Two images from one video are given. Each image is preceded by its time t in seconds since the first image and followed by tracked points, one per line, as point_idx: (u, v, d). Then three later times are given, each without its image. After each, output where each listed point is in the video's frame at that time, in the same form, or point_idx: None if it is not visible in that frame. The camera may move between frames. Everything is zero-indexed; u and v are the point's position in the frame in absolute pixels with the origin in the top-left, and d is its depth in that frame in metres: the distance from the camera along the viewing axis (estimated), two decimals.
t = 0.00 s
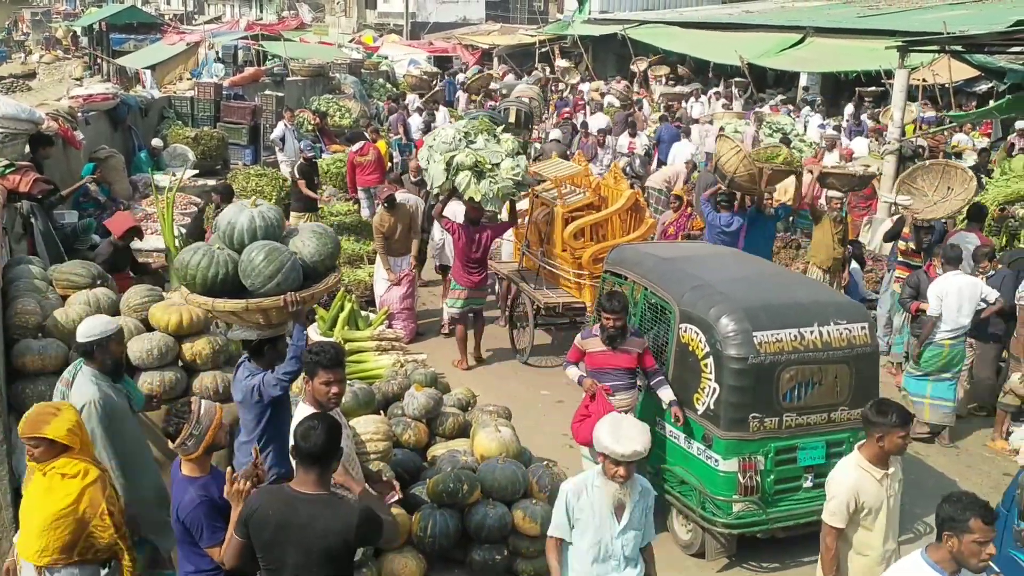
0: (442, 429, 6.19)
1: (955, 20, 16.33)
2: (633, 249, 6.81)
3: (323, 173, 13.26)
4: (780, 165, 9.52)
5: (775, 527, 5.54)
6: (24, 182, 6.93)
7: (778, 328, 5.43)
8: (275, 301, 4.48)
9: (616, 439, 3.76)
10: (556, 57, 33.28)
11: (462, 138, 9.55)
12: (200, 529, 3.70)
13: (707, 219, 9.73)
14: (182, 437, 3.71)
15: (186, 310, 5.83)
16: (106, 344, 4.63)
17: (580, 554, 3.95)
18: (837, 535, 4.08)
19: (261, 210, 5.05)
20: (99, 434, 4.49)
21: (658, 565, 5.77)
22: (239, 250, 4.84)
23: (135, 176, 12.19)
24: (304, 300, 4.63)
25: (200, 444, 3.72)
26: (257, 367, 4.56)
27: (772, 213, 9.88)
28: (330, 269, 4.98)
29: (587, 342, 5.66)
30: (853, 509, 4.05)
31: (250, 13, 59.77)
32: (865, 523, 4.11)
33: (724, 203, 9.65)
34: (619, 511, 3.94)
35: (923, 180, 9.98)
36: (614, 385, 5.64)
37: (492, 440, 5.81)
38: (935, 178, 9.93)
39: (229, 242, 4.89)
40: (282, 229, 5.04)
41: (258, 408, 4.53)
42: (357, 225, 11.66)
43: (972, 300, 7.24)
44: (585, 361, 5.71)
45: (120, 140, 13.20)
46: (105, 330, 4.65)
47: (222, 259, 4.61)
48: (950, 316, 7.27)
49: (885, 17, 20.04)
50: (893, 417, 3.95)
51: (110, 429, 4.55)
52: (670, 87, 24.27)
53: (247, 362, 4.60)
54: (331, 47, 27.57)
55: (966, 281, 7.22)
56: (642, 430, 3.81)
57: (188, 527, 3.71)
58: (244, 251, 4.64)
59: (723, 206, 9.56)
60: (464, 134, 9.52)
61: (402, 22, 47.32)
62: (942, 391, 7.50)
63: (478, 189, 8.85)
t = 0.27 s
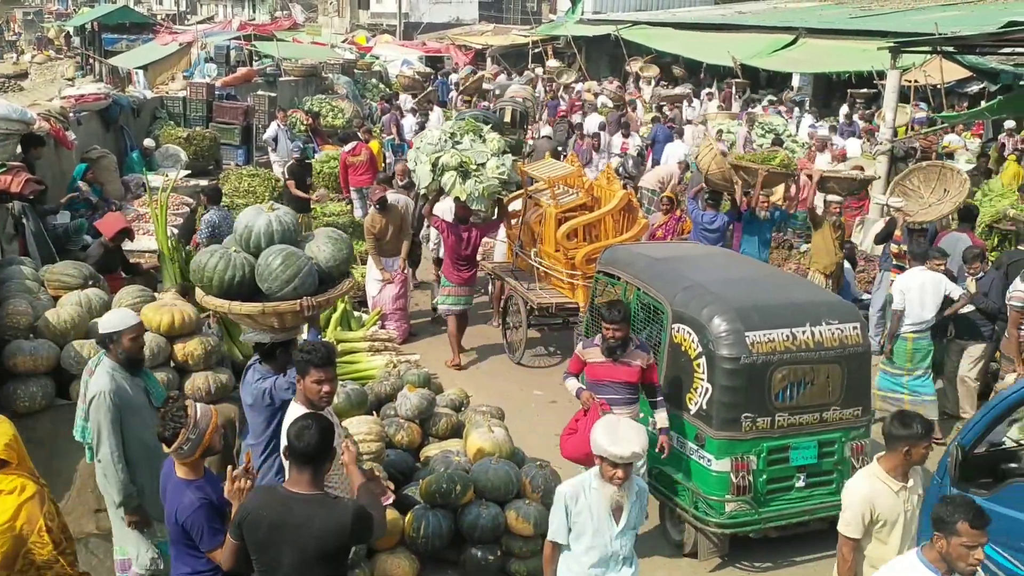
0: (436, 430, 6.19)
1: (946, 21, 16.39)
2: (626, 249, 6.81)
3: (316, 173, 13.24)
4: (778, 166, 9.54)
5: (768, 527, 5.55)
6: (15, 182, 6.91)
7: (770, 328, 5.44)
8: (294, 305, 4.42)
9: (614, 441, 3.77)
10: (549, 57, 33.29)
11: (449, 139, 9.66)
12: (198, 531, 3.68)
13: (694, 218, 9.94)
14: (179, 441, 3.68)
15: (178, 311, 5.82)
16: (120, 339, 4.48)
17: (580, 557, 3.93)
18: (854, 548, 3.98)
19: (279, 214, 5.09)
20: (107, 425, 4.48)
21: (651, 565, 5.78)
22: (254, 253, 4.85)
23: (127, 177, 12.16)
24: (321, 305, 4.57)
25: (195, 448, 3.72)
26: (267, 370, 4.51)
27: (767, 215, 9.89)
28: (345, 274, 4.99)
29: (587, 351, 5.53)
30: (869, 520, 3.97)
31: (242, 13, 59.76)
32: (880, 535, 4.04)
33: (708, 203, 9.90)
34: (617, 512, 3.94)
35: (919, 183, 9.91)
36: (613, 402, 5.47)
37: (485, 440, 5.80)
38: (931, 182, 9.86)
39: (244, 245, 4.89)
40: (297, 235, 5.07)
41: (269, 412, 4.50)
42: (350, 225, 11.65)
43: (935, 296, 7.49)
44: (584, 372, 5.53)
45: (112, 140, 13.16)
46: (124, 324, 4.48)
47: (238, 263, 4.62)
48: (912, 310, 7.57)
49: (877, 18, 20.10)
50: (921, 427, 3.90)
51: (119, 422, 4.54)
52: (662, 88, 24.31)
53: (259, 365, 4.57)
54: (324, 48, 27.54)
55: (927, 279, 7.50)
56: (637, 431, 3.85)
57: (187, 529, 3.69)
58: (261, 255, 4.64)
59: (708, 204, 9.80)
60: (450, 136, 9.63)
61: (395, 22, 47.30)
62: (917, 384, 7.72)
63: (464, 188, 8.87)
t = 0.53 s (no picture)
0: (429, 431, 6.19)
1: (938, 22, 16.42)
2: (619, 250, 6.82)
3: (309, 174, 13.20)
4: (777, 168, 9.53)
5: (760, 527, 5.56)
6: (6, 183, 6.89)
7: (762, 328, 5.44)
8: (316, 316, 5.03)
9: (611, 440, 3.76)
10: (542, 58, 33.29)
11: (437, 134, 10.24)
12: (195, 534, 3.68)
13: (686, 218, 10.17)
14: (177, 446, 3.69)
15: (169, 311, 5.74)
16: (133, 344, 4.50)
17: (575, 556, 3.94)
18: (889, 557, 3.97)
19: (301, 226, 5.66)
20: (123, 429, 4.51)
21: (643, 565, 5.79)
22: (277, 264, 5.43)
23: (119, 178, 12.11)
24: (341, 315, 5.16)
25: (192, 453, 3.72)
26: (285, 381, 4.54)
27: (766, 218, 9.52)
28: (362, 283, 5.59)
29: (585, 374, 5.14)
30: (905, 530, 3.93)
31: (236, 14, 59.67)
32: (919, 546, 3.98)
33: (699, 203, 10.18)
34: (612, 513, 3.94)
35: (916, 187, 10.05)
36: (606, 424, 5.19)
37: (479, 441, 5.80)
38: (927, 185, 9.99)
39: (268, 256, 5.47)
40: (318, 245, 5.64)
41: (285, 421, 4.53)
42: (343, 226, 11.62)
43: (899, 289, 7.47)
44: (586, 398, 5.18)
45: (104, 141, 13.12)
46: (143, 328, 4.50)
47: (262, 274, 5.19)
48: (874, 296, 7.59)
49: (869, 19, 20.14)
50: (958, 437, 3.82)
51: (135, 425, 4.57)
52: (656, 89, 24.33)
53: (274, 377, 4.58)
54: (317, 48, 27.47)
55: (895, 271, 7.49)
56: (634, 430, 3.83)
57: (184, 534, 3.68)
58: (284, 267, 5.22)
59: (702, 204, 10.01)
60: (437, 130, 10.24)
61: (388, 23, 47.23)
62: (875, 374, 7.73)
63: (451, 182, 9.25)
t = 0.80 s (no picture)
0: (422, 432, 6.19)
1: (930, 24, 16.48)
2: (612, 251, 6.82)
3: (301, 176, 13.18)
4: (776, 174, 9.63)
5: (753, 527, 5.56)
6: None
7: (754, 329, 5.45)
8: (344, 334, 4.94)
9: (606, 439, 3.76)
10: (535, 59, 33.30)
11: (425, 135, 11.57)
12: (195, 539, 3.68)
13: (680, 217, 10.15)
14: (173, 452, 3.65)
15: (162, 314, 5.78)
16: (149, 349, 4.54)
17: (571, 556, 3.94)
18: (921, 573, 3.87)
19: (324, 246, 5.70)
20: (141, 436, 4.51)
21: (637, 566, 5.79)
22: (303, 284, 5.45)
23: (111, 179, 12.08)
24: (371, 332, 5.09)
25: (189, 458, 3.69)
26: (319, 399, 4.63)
27: (768, 222, 9.32)
28: (387, 300, 5.60)
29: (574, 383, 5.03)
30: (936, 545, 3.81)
31: (228, 14, 59.56)
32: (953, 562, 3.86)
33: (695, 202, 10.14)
34: (608, 513, 3.94)
35: (912, 193, 10.08)
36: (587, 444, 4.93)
37: (472, 443, 5.80)
38: (923, 190, 10.03)
39: (293, 276, 5.49)
40: (341, 264, 5.67)
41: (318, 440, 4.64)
42: (336, 227, 11.62)
43: (872, 285, 7.90)
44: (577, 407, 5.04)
45: (96, 142, 13.07)
46: (160, 334, 4.55)
47: (289, 296, 5.22)
48: (848, 294, 8.01)
49: (861, 21, 20.21)
50: (984, 452, 3.68)
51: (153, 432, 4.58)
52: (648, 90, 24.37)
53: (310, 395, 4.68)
54: (309, 49, 27.41)
55: (867, 268, 7.94)
56: (629, 428, 3.83)
57: (179, 539, 3.69)
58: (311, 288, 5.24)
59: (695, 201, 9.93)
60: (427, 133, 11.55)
61: (380, 24, 47.29)
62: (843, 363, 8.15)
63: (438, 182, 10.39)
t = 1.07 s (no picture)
0: (411, 435, 6.18)
1: (917, 26, 16.55)
2: (601, 252, 6.83)
3: (289, 178, 13.15)
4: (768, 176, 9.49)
5: (743, 528, 5.57)
6: None
7: (743, 331, 5.46)
8: (370, 335, 4.74)
9: (599, 441, 3.75)
10: (524, 61, 33.31)
11: (410, 133, 11.96)
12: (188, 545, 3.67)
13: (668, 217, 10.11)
14: (168, 462, 3.65)
15: (150, 317, 5.76)
16: (166, 357, 4.54)
17: (565, 559, 3.92)
18: None
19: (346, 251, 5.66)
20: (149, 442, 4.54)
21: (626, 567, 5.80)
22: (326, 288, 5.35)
23: (99, 181, 12.02)
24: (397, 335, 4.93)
25: (183, 466, 3.70)
26: (339, 402, 4.79)
27: (763, 227, 9.33)
28: (407, 303, 5.59)
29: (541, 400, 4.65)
30: None
31: (217, 16, 59.37)
32: None
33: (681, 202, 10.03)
34: (601, 515, 3.94)
35: (904, 196, 9.85)
36: (543, 460, 4.56)
37: (462, 445, 5.79)
38: (916, 192, 9.82)
39: (316, 281, 5.41)
40: (362, 268, 5.62)
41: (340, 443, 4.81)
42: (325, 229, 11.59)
43: (852, 281, 7.91)
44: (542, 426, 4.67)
45: (84, 145, 13.00)
46: (176, 342, 4.55)
47: (314, 300, 5.08)
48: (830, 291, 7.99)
49: (849, 23, 20.28)
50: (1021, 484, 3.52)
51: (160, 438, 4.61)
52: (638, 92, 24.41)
53: (328, 399, 4.82)
54: (298, 51, 27.34)
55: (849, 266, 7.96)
56: (623, 430, 3.83)
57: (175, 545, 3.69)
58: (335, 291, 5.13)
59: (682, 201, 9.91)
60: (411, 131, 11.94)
61: (370, 26, 47.24)
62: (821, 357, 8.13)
63: (421, 179, 10.81)
